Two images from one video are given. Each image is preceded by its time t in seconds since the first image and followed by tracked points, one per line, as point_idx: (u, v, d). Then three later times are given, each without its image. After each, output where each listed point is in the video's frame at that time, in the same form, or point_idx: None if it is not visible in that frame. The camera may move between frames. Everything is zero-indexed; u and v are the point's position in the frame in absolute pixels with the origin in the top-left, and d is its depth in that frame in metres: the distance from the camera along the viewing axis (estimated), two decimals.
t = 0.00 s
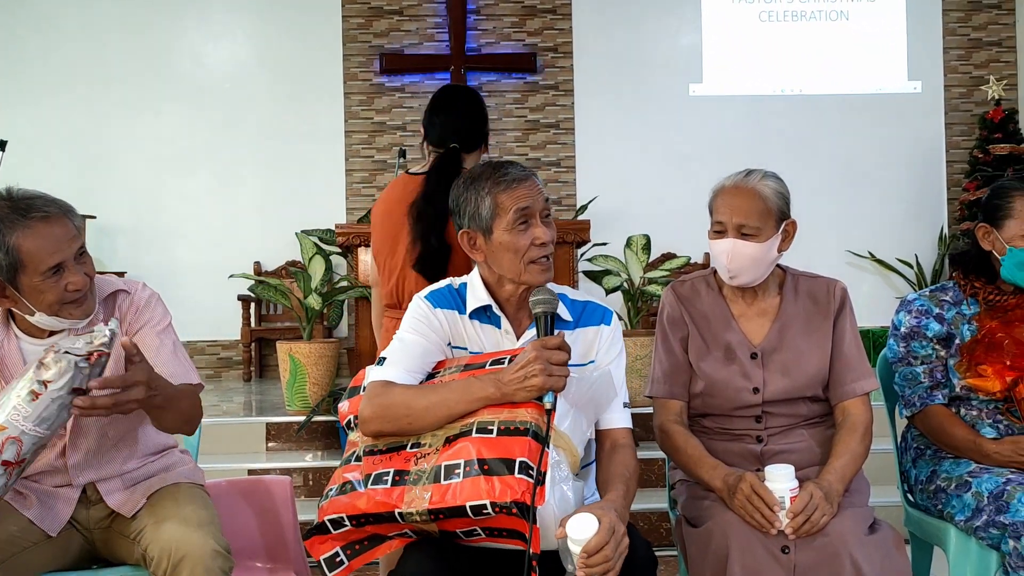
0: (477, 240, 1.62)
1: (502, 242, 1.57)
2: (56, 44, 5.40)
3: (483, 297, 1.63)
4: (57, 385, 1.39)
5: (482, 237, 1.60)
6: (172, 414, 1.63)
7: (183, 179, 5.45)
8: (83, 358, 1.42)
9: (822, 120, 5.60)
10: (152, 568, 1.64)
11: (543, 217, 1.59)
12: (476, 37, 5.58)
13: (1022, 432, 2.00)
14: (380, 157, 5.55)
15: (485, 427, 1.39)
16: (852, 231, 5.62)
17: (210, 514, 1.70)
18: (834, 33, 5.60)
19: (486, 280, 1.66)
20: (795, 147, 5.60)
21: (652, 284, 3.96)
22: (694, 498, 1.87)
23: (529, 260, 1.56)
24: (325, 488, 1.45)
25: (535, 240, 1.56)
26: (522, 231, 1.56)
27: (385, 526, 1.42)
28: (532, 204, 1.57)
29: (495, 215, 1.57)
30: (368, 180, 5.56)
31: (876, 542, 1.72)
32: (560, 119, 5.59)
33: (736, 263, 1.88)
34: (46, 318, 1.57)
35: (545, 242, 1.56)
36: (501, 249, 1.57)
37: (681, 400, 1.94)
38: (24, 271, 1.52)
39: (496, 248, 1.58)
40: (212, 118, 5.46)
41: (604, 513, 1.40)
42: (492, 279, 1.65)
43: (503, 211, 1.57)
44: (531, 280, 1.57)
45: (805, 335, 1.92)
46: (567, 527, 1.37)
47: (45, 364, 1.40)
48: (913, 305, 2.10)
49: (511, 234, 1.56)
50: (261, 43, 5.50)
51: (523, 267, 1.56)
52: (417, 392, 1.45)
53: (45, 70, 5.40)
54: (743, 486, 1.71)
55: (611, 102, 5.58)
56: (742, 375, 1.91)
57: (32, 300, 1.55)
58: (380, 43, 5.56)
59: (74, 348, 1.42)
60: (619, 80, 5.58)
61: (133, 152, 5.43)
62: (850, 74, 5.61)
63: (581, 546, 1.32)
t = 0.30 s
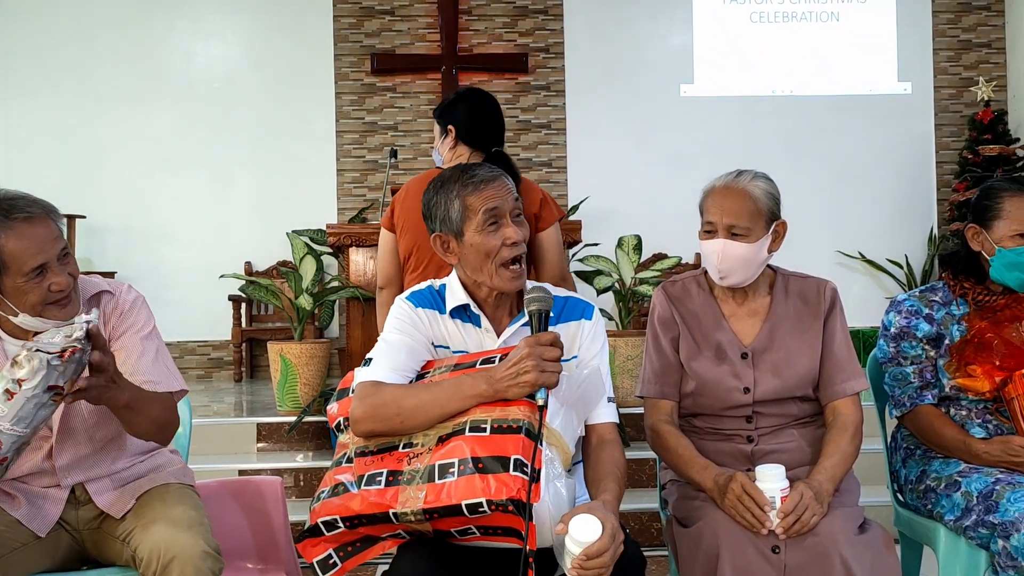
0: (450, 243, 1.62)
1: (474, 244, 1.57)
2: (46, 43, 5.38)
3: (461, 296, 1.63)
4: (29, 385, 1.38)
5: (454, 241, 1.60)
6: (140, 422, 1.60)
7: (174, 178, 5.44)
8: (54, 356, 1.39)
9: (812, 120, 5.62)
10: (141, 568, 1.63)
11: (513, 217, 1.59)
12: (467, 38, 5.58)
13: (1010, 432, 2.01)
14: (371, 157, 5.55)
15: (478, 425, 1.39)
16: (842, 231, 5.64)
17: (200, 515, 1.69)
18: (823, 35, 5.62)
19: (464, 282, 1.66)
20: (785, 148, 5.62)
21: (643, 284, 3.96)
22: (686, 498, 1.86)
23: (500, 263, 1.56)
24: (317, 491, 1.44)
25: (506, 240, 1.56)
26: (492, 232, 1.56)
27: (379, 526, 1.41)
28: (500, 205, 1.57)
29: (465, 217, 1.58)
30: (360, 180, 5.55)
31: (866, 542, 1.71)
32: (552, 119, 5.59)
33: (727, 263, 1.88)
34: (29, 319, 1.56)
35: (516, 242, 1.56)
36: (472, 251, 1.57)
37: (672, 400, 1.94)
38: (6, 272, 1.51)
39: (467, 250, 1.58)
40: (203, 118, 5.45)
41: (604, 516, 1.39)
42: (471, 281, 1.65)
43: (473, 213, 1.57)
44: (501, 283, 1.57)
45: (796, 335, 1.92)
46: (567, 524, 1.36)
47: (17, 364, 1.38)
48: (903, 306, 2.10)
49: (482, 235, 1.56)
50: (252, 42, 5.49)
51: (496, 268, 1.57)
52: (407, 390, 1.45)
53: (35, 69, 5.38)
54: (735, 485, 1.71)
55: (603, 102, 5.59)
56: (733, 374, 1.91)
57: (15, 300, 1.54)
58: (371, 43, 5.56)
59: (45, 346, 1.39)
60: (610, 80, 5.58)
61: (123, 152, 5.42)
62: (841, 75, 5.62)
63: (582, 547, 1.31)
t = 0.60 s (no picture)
0: (440, 243, 1.62)
1: (462, 243, 1.57)
2: (41, 43, 5.37)
3: (454, 295, 1.63)
4: (68, 384, 1.39)
5: (443, 241, 1.60)
6: (157, 400, 1.65)
7: (169, 178, 5.43)
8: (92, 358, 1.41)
9: (807, 120, 5.62)
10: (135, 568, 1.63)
11: (502, 216, 1.59)
12: (462, 37, 5.58)
13: (1003, 432, 2.01)
14: (366, 157, 5.55)
15: (471, 425, 1.38)
16: (836, 231, 5.65)
17: (195, 514, 1.69)
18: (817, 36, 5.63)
19: (457, 282, 1.66)
20: (779, 149, 5.63)
21: (637, 284, 3.96)
22: (680, 498, 1.86)
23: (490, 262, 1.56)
24: (312, 492, 1.44)
25: (494, 239, 1.56)
26: (480, 230, 1.57)
27: (373, 527, 1.41)
28: (487, 203, 1.57)
29: (453, 216, 1.58)
30: (354, 180, 5.55)
31: (860, 541, 1.71)
32: (547, 119, 5.59)
33: (719, 263, 1.88)
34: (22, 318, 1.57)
35: (505, 240, 1.56)
36: (461, 251, 1.58)
37: (666, 400, 1.94)
38: None
39: (457, 250, 1.58)
40: (198, 117, 5.45)
41: (595, 518, 1.38)
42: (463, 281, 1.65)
43: (460, 212, 1.57)
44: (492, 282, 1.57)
45: (790, 334, 1.91)
46: (559, 526, 1.36)
47: (57, 361, 1.38)
48: (896, 306, 2.10)
49: (470, 234, 1.57)
50: (247, 42, 5.48)
51: (486, 267, 1.57)
52: (400, 390, 1.45)
53: (29, 69, 5.37)
54: (728, 485, 1.70)
55: (598, 102, 5.59)
56: (728, 374, 1.90)
57: (7, 300, 1.55)
58: (366, 42, 5.55)
59: (84, 347, 1.40)
60: (605, 80, 5.59)
61: (118, 152, 5.41)
62: (835, 76, 5.63)
63: (572, 550, 1.30)
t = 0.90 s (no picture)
0: (442, 244, 1.63)
1: (464, 246, 1.57)
2: (37, 42, 5.36)
3: (454, 296, 1.63)
4: (90, 394, 1.37)
5: (445, 242, 1.61)
6: (173, 389, 1.68)
7: (166, 178, 5.42)
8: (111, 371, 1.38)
9: (804, 120, 5.63)
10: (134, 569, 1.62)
11: (504, 219, 1.59)
12: (459, 37, 5.58)
13: (1000, 432, 2.01)
14: (363, 157, 5.54)
15: (471, 425, 1.38)
16: (832, 231, 5.65)
17: (194, 516, 1.69)
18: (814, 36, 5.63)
19: (458, 282, 1.66)
20: (776, 149, 5.63)
21: (635, 284, 3.96)
22: (677, 498, 1.86)
23: (492, 264, 1.56)
24: (310, 490, 1.43)
25: (496, 243, 1.56)
26: (483, 235, 1.57)
27: (371, 526, 1.41)
28: (490, 207, 1.57)
29: (455, 219, 1.58)
30: (351, 180, 5.54)
31: (857, 541, 1.71)
32: (544, 119, 5.59)
33: (715, 263, 1.88)
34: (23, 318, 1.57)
35: (507, 245, 1.56)
36: (463, 253, 1.58)
37: (664, 399, 1.94)
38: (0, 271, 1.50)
39: (458, 252, 1.59)
40: (195, 117, 5.44)
41: (593, 518, 1.38)
42: (463, 281, 1.65)
43: (463, 215, 1.57)
44: (494, 283, 1.58)
45: (787, 334, 1.92)
46: (556, 525, 1.36)
47: (79, 371, 1.36)
48: (892, 306, 2.10)
49: (472, 237, 1.57)
50: (244, 41, 5.48)
51: (487, 270, 1.57)
52: (400, 390, 1.45)
53: (25, 69, 5.36)
54: (726, 485, 1.70)
55: (595, 103, 5.59)
56: (724, 374, 1.91)
57: (8, 300, 1.54)
58: (363, 42, 5.55)
59: (107, 356, 1.38)
60: (602, 80, 5.59)
61: (115, 151, 5.40)
62: (832, 76, 5.64)
63: (569, 550, 1.30)
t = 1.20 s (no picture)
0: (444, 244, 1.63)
1: (466, 246, 1.57)
2: (35, 42, 5.36)
3: (456, 296, 1.63)
4: (113, 442, 1.35)
5: (448, 242, 1.61)
6: (180, 401, 1.69)
7: (165, 178, 5.42)
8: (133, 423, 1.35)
9: (802, 120, 5.63)
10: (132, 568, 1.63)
11: (507, 219, 1.59)
12: (457, 38, 5.58)
13: (998, 432, 2.01)
14: (361, 157, 5.54)
15: (471, 426, 1.38)
16: (830, 231, 5.65)
17: (193, 516, 1.69)
18: (812, 36, 5.63)
19: (460, 282, 1.66)
20: (774, 150, 5.63)
21: (633, 284, 3.96)
22: (676, 498, 1.86)
23: (495, 264, 1.56)
24: (309, 489, 1.43)
25: (500, 243, 1.56)
26: (486, 235, 1.57)
27: (370, 526, 1.41)
28: (494, 208, 1.57)
29: (458, 219, 1.58)
30: (350, 180, 5.55)
31: (856, 542, 1.70)
32: (542, 119, 5.59)
33: (715, 262, 1.88)
34: (23, 320, 1.57)
35: (510, 245, 1.56)
36: (465, 252, 1.58)
37: (663, 399, 1.94)
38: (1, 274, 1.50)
39: (460, 252, 1.59)
40: (194, 117, 5.44)
41: (592, 519, 1.38)
42: (465, 281, 1.65)
43: (466, 215, 1.57)
44: (496, 284, 1.58)
45: (786, 334, 1.92)
46: (555, 525, 1.35)
47: (103, 423, 1.32)
48: (891, 307, 2.10)
49: (476, 238, 1.56)
50: (243, 42, 5.48)
51: (490, 270, 1.57)
52: (400, 390, 1.45)
53: (24, 69, 5.36)
54: (724, 485, 1.70)
55: (594, 103, 5.59)
56: (724, 374, 1.90)
57: (9, 302, 1.54)
58: (362, 42, 5.55)
59: (132, 410, 1.34)
60: (601, 80, 5.59)
61: (114, 151, 5.40)
62: (830, 77, 5.64)
63: (567, 550, 1.30)
